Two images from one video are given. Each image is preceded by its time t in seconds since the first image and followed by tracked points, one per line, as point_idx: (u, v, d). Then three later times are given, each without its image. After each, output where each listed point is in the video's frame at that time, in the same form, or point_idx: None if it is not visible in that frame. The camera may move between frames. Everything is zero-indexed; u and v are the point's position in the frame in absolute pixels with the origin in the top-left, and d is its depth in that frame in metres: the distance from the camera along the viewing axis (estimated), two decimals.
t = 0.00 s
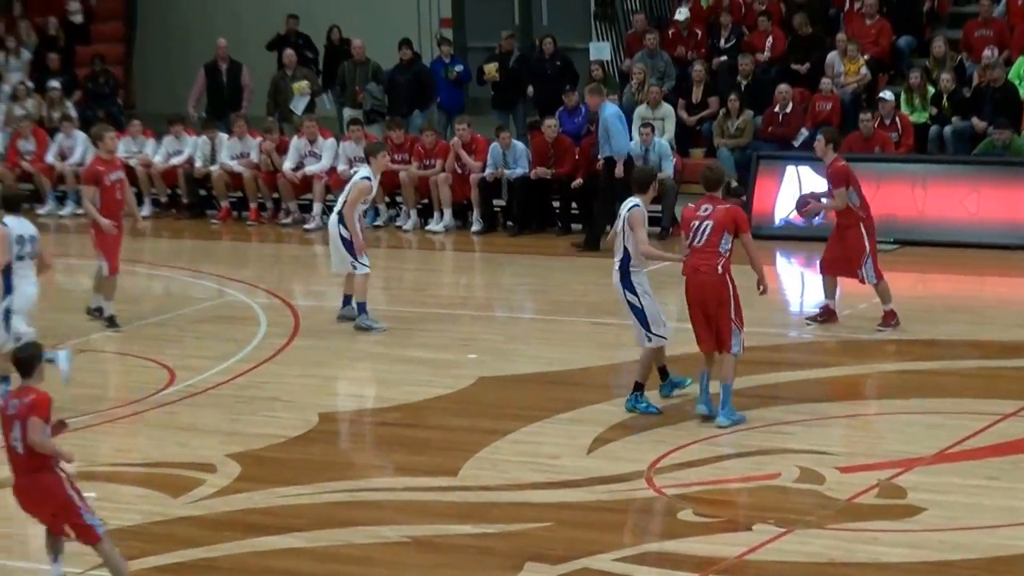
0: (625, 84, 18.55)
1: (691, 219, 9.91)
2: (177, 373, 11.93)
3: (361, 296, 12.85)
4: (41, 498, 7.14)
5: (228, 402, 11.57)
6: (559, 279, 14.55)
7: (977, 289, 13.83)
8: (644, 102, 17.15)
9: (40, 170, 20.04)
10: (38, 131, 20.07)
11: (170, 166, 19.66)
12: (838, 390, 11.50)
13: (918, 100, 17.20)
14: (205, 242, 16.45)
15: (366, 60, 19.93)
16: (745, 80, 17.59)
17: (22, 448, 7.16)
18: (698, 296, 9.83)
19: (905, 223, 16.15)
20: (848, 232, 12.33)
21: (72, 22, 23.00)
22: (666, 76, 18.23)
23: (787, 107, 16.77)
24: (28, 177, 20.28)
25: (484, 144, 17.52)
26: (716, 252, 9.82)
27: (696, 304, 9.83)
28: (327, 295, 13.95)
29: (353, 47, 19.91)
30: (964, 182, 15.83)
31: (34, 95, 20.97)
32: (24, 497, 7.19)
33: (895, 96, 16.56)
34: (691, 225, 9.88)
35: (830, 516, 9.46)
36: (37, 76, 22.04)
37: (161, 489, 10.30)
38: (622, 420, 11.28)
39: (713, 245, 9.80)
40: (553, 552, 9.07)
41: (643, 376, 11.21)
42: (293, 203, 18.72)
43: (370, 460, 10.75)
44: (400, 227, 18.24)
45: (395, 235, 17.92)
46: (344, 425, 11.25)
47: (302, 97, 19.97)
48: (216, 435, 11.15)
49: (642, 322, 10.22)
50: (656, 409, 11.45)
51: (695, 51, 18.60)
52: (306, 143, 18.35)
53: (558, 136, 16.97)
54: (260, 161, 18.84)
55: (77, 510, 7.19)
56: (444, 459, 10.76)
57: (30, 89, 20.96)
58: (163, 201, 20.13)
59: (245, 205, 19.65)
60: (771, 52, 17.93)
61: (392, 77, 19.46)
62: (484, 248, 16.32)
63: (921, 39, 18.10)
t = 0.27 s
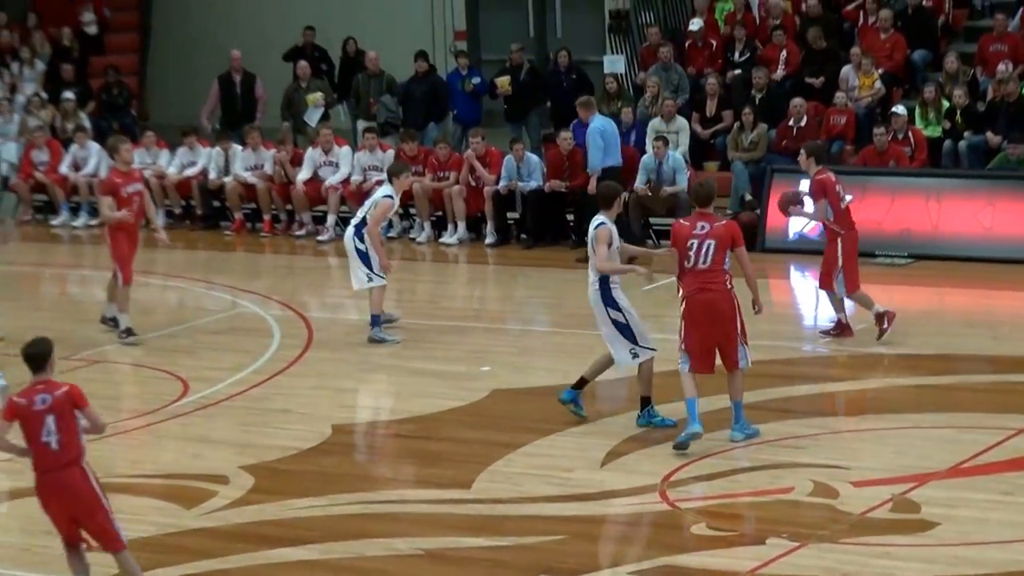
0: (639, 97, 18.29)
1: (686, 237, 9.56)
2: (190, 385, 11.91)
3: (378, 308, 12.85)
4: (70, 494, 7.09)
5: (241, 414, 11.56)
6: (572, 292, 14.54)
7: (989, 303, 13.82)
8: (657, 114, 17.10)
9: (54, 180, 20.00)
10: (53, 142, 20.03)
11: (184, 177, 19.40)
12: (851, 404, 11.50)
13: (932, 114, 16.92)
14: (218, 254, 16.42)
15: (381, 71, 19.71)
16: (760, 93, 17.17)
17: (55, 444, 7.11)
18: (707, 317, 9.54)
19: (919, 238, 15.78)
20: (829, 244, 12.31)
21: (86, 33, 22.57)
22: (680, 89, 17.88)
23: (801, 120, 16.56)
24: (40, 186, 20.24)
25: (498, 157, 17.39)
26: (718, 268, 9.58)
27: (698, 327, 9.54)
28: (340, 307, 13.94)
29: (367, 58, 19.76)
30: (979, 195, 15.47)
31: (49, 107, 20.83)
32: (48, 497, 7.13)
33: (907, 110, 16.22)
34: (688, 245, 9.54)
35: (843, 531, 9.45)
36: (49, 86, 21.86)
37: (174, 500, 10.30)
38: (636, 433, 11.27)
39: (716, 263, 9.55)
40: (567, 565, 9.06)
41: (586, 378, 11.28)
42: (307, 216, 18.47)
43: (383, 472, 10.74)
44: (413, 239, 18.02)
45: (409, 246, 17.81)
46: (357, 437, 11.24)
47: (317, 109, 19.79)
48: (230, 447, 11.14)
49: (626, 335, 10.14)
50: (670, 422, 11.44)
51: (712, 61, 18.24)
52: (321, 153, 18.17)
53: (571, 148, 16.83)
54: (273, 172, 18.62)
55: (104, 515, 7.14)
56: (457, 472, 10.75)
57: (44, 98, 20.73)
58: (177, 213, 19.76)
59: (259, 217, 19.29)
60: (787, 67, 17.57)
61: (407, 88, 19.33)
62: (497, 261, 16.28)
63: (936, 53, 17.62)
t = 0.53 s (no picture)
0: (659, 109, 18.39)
1: (684, 253, 9.44)
2: (210, 395, 11.91)
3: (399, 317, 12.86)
4: (55, 494, 7.19)
5: (261, 424, 11.56)
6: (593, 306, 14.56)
7: (1006, 317, 13.80)
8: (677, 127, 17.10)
9: (73, 190, 19.92)
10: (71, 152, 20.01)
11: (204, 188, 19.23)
12: (871, 417, 11.49)
13: (952, 127, 16.81)
14: (237, 266, 16.41)
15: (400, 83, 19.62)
16: (780, 104, 17.27)
17: (47, 442, 7.20)
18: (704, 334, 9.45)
19: (941, 250, 15.69)
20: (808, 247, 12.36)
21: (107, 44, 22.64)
22: (700, 101, 18.00)
23: (821, 134, 16.68)
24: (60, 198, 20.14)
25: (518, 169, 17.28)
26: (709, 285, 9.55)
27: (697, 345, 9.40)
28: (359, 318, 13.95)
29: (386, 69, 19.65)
30: (1004, 209, 15.29)
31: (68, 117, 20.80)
32: (30, 500, 7.14)
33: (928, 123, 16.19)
34: (689, 261, 9.42)
35: (863, 544, 9.43)
36: (70, 95, 21.75)
37: (192, 510, 10.30)
38: (655, 446, 11.26)
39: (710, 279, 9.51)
40: None
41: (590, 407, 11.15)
42: (327, 225, 18.29)
43: (401, 483, 10.74)
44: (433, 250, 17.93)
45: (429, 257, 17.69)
46: (376, 448, 11.24)
47: (336, 120, 19.47)
48: (249, 457, 11.14)
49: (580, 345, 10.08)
50: (690, 434, 11.42)
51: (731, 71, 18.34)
52: (343, 162, 18.08)
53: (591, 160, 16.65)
54: (292, 183, 18.48)
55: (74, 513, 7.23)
56: (477, 483, 10.74)
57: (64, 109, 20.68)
58: (196, 223, 19.56)
59: (278, 227, 19.17)
60: (805, 79, 17.58)
61: (429, 99, 19.25)
62: (514, 271, 16.26)
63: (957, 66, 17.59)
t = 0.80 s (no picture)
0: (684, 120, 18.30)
1: (687, 266, 9.41)
2: (234, 404, 11.91)
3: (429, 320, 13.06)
4: (12, 521, 6.25)
5: (285, 434, 11.57)
6: (618, 315, 14.57)
7: None
8: (702, 138, 17.04)
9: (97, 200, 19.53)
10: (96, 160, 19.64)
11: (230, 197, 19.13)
12: (896, 429, 11.46)
13: (978, 139, 16.75)
14: (262, 275, 16.35)
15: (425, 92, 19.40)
16: (804, 116, 17.27)
17: (1, 463, 6.28)
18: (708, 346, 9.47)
19: (966, 263, 15.60)
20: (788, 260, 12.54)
21: (131, 53, 22.49)
22: (725, 112, 17.92)
23: (846, 145, 16.69)
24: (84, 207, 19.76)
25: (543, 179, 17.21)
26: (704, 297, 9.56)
27: (712, 357, 9.42)
28: (384, 328, 13.95)
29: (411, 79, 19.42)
30: None
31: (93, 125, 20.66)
32: None
33: (955, 135, 16.19)
34: (695, 274, 9.42)
35: (888, 556, 9.39)
36: (95, 105, 21.54)
37: (215, 519, 10.30)
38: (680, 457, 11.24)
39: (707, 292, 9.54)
40: None
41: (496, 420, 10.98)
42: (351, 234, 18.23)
43: (425, 493, 10.73)
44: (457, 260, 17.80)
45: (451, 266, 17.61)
46: (400, 459, 11.23)
47: (360, 130, 18.92)
48: (273, 466, 11.15)
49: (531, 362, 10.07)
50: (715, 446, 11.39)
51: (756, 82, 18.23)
52: (371, 169, 18.03)
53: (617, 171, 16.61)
54: (317, 193, 18.41)
55: (34, 540, 6.32)
56: (500, 494, 10.72)
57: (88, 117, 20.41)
58: (221, 233, 19.60)
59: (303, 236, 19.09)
60: (829, 92, 17.56)
61: (456, 110, 19.05)
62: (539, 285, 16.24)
63: (982, 78, 17.57)
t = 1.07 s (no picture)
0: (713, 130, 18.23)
1: (676, 280, 9.43)
2: (263, 413, 11.92)
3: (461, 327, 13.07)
4: None
5: (314, 442, 11.57)
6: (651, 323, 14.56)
7: None
8: (733, 148, 16.93)
9: (128, 207, 19.48)
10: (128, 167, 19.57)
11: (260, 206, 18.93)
12: (927, 440, 11.44)
13: (1010, 149, 16.59)
14: (292, 283, 16.33)
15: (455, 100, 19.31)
16: (836, 125, 17.09)
17: None
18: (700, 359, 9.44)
19: (998, 274, 15.51)
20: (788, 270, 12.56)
21: (163, 61, 22.43)
22: (756, 122, 17.89)
23: (877, 155, 16.50)
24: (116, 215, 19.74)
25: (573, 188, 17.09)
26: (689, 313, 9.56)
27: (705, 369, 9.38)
28: (413, 336, 13.96)
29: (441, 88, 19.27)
30: None
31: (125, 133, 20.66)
32: None
33: (988, 146, 16.16)
34: (685, 287, 9.44)
35: (920, 566, 9.36)
36: (127, 112, 21.54)
37: (244, 527, 10.30)
38: (711, 467, 11.21)
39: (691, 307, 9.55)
40: None
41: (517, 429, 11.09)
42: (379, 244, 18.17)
43: (455, 502, 10.73)
44: (486, 269, 17.73)
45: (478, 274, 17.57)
46: (429, 468, 11.23)
47: (391, 138, 18.82)
48: (302, 474, 11.15)
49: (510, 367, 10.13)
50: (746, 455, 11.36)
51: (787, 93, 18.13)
52: (401, 178, 17.98)
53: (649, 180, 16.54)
54: (347, 202, 18.36)
55: None
56: (529, 504, 10.71)
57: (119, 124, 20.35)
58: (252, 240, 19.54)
59: (332, 245, 19.02)
60: (860, 102, 17.61)
61: (488, 118, 19.01)
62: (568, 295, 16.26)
63: (1014, 89, 17.48)
